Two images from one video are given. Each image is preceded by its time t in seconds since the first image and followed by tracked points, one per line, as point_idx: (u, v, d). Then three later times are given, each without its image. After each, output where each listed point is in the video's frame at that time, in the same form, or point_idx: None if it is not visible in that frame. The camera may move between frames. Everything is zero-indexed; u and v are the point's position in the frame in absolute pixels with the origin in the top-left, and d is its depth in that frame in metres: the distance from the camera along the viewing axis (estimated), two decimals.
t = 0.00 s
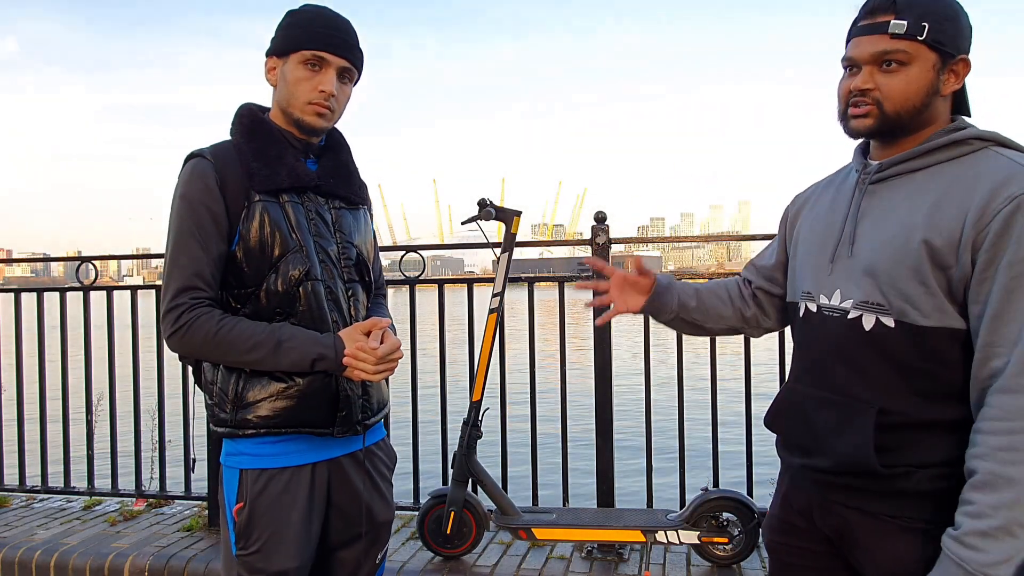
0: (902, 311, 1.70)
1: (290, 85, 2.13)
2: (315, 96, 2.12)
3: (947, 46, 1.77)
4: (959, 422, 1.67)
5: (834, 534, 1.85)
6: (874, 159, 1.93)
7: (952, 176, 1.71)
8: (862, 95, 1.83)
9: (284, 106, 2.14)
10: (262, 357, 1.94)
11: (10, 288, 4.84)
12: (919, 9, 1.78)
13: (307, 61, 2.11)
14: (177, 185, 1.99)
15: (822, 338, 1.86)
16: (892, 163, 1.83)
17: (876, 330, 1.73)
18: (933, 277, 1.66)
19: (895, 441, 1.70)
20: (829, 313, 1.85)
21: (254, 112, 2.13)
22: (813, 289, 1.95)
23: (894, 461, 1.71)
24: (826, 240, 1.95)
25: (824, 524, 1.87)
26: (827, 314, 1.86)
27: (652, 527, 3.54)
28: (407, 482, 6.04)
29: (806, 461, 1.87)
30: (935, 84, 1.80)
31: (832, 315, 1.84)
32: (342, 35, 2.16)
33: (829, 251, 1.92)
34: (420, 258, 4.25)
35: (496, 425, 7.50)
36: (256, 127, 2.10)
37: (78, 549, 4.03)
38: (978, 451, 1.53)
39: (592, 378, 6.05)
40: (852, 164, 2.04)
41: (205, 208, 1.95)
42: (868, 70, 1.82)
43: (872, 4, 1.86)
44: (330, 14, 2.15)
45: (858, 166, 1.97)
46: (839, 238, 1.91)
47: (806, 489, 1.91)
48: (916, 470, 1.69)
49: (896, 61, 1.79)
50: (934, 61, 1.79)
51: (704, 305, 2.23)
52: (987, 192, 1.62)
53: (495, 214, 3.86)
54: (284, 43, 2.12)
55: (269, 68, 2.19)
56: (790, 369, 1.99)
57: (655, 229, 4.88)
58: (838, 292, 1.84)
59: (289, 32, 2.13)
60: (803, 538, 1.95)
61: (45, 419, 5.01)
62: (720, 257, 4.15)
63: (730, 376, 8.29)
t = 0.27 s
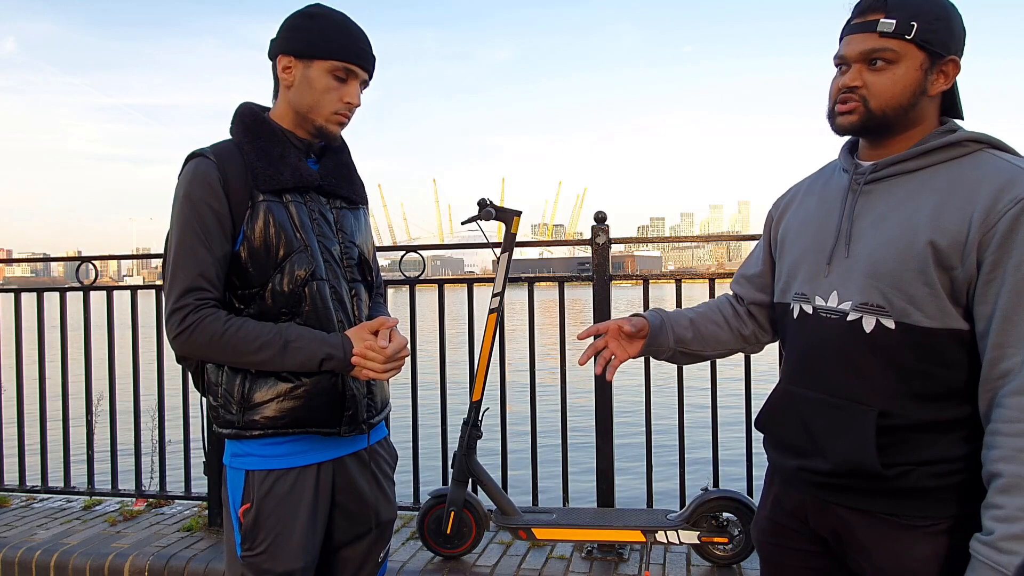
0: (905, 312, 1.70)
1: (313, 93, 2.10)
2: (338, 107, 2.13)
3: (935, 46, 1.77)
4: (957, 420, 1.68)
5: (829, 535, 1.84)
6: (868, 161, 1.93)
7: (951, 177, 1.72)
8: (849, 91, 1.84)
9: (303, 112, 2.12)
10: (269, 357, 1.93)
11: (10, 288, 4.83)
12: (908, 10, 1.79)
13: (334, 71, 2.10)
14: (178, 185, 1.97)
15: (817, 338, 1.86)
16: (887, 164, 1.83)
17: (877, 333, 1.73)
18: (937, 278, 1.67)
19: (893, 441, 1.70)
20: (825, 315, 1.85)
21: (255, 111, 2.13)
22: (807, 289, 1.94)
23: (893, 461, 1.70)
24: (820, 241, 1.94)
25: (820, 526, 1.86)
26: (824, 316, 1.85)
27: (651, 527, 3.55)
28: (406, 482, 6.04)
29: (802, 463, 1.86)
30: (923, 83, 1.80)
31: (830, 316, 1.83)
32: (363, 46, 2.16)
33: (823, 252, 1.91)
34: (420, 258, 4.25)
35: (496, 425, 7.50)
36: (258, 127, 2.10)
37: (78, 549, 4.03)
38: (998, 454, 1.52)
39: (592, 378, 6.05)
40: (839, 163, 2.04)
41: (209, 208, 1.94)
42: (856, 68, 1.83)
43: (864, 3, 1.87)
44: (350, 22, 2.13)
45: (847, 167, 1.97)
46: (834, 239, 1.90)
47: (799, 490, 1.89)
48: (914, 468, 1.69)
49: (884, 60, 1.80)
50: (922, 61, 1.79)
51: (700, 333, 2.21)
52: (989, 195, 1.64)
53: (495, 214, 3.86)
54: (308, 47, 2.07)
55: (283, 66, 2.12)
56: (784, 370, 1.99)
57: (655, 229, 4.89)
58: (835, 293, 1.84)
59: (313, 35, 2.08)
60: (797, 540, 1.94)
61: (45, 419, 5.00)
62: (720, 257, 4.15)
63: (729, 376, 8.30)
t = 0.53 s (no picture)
0: (905, 306, 1.69)
1: (335, 105, 2.11)
2: (354, 121, 2.16)
3: (926, 45, 1.80)
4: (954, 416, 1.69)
5: (824, 535, 1.82)
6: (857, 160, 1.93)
7: (948, 176, 1.73)
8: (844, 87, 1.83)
9: (322, 121, 2.12)
10: (276, 358, 1.93)
11: (9, 288, 4.83)
12: (897, 9, 1.80)
13: (359, 88, 2.12)
14: (179, 182, 1.95)
15: (809, 335, 1.84)
16: (882, 163, 1.83)
17: (874, 327, 1.72)
18: (939, 274, 1.67)
19: (893, 438, 1.71)
20: (820, 310, 1.82)
21: (254, 108, 2.11)
22: (798, 284, 1.92)
23: (891, 457, 1.71)
24: (812, 236, 1.92)
25: (814, 527, 1.84)
26: (818, 310, 1.83)
27: (652, 527, 3.55)
28: (406, 482, 6.04)
29: (796, 462, 1.84)
30: (915, 81, 1.81)
31: (825, 312, 1.81)
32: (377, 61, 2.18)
33: (816, 248, 1.89)
34: (420, 258, 4.25)
35: (496, 425, 7.50)
36: (258, 124, 2.09)
37: (78, 549, 4.03)
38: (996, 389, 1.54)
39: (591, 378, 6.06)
40: (824, 162, 2.04)
41: (213, 206, 1.93)
42: (852, 64, 1.82)
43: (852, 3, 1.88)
44: (369, 38, 2.16)
45: (836, 166, 1.96)
46: (828, 235, 1.89)
47: (792, 490, 1.87)
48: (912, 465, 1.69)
49: (880, 56, 1.80)
50: (914, 59, 1.80)
51: (693, 315, 2.13)
52: (989, 194, 1.65)
53: (495, 214, 3.86)
54: (338, 61, 2.07)
55: (307, 73, 2.08)
56: (772, 367, 1.97)
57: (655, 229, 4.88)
58: (830, 288, 1.82)
59: (342, 49, 2.08)
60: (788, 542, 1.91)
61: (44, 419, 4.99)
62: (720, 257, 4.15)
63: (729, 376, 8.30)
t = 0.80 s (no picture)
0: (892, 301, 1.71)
1: (335, 111, 2.12)
2: (351, 127, 2.17)
3: (910, 47, 1.79)
4: (943, 411, 1.70)
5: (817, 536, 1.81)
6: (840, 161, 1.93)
7: (933, 173, 1.75)
8: (830, 88, 1.82)
9: (319, 125, 2.12)
10: (282, 359, 1.93)
11: (10, 288, 4.82)
12: (884, 13, 1.80)
13: (358, 95, 2.13)
14: (180, 180, 1.93)
15: (798, 334, 1.83)
16: (865, 163, 1.83)
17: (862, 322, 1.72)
18: (927, 267, 1.68)
19: (885, 436, 1.70)
20: (811, 309, 1.82)
21: (250, 106, 2.10)
22: (788, 285, 1.91)
23: (884, 455, 1.70)
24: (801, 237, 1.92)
25: (806, 527, 1.83)
26: (810, 311, 1.82)
27: (652, 527, 3.55)
28: (405, 482, 6.03)
29: (788, 462, 1.83)
30: (900, 84, 1.82)
31: (817, 311, 1.80)
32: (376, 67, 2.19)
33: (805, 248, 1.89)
34: (420, 258, 4.25)
35: (496, 425, 7.50)
36: (260, 125, 2.08)
37: (78, 549, 4.03)
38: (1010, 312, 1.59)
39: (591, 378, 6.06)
40: (807, 164, 2.04)
41: (216, 205, 1.91)
42: (838, 66, 1.81)
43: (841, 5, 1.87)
44: (369, 44, 2.17)
45: (819, 168, 1.97)
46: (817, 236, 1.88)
47: (785, 490, 1.86)
48: (905, 464, 1.69)
49: (866, 58, 1.79)
50: (899, 61, 1.80)
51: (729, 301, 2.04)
52: (972, 187, 1.67)
53: (495, 214, 3.86)
54: (342, 68, 2.08)
55: (308, 78, 2.07)
56: (761, 366, 1.96)
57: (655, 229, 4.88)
58: (821, 287, 1.82)
59: (345, 55, 2.09)
60: (781, 544, 1.90)
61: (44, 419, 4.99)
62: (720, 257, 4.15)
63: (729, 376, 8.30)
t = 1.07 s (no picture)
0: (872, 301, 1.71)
1: (326, 112, 2.12)
2: (343, 128, 2.17)
3: (881, 49, 1.78)
4: (927, 412, 1.70)
5: (804, 535, 1.81)
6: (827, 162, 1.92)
7: (915, 171, 1.74)
8: (805, 99, 1.83)
9: (311, 127, 2.12)
10: (274, 358, 1.94)
11: (10, 289, 4.83)
12: (853, 17, 1.80)
13: (349, 96, 2.13)
14: (172, 179, 1.92)
15: (786, 334, 1.84)
16: (852, 163, 1.83)
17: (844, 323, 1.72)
18: (907, 267, 1.68)
19: (867, 435, 1.70)
20: (795, 309, 1.83)
21: (242, 105, 2.11)
22: (776, 284, 1.92)
23: (867, 455, 1.70)
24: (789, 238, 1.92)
25: (795, 526, 1.83)
26: (794, 310, 1.83)
27: (652, 527, 3.55)
28: (406, 482, 6.04)
29: (774, 461, 1.83)
30: (874, 86, 1.80)
31: (801, 310, 1.81)
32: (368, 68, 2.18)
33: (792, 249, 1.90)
34: (420, 258, 4.25)
35: (497, 426, 7.50)
36: (253, 125, 2.08)
37: (78, 549, 4.03)
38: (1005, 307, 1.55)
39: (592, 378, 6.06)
40: (801, 167, 2.04)
41: (209, 204, 1.91)
42: (810, 76, 1.82)
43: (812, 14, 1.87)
44: (363, 44, 2.16)
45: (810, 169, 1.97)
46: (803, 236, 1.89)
47: (773, 488, 1.87)
48: (885, 463, 1.69)
49: (835, 66, 1.80)
50: (871, 63, 1.79)
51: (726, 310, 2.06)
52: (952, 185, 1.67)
53: (495, 214, 3.86)
54: (337, 69, 2.08)
55: (302, 77, 2.07)
56: (750, 368, 1.96)
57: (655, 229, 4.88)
58: (805, 287, 1.82)
59: (339, 56, 2.09)
60: (772, 541, 1.91)
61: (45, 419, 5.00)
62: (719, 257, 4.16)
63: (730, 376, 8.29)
